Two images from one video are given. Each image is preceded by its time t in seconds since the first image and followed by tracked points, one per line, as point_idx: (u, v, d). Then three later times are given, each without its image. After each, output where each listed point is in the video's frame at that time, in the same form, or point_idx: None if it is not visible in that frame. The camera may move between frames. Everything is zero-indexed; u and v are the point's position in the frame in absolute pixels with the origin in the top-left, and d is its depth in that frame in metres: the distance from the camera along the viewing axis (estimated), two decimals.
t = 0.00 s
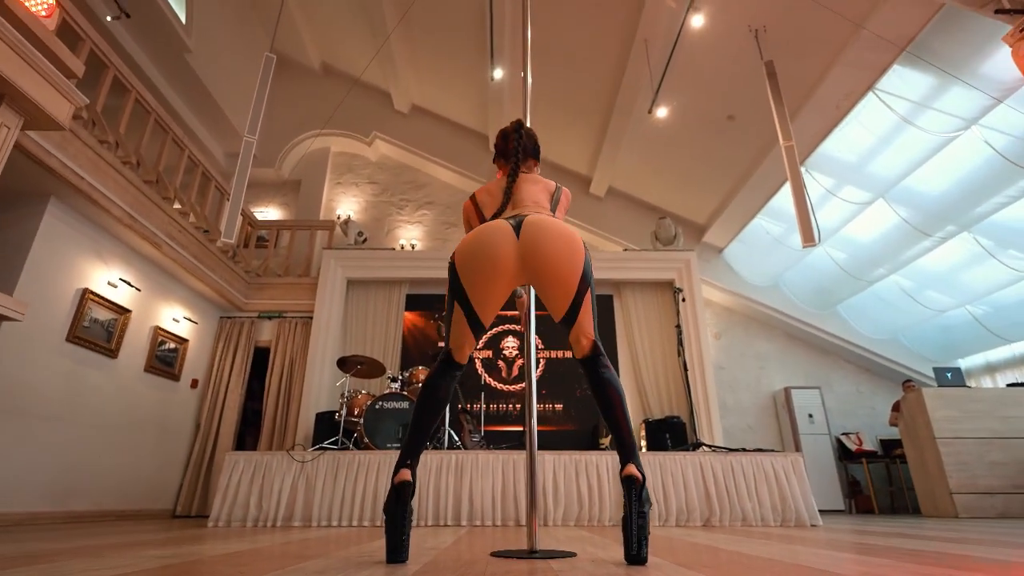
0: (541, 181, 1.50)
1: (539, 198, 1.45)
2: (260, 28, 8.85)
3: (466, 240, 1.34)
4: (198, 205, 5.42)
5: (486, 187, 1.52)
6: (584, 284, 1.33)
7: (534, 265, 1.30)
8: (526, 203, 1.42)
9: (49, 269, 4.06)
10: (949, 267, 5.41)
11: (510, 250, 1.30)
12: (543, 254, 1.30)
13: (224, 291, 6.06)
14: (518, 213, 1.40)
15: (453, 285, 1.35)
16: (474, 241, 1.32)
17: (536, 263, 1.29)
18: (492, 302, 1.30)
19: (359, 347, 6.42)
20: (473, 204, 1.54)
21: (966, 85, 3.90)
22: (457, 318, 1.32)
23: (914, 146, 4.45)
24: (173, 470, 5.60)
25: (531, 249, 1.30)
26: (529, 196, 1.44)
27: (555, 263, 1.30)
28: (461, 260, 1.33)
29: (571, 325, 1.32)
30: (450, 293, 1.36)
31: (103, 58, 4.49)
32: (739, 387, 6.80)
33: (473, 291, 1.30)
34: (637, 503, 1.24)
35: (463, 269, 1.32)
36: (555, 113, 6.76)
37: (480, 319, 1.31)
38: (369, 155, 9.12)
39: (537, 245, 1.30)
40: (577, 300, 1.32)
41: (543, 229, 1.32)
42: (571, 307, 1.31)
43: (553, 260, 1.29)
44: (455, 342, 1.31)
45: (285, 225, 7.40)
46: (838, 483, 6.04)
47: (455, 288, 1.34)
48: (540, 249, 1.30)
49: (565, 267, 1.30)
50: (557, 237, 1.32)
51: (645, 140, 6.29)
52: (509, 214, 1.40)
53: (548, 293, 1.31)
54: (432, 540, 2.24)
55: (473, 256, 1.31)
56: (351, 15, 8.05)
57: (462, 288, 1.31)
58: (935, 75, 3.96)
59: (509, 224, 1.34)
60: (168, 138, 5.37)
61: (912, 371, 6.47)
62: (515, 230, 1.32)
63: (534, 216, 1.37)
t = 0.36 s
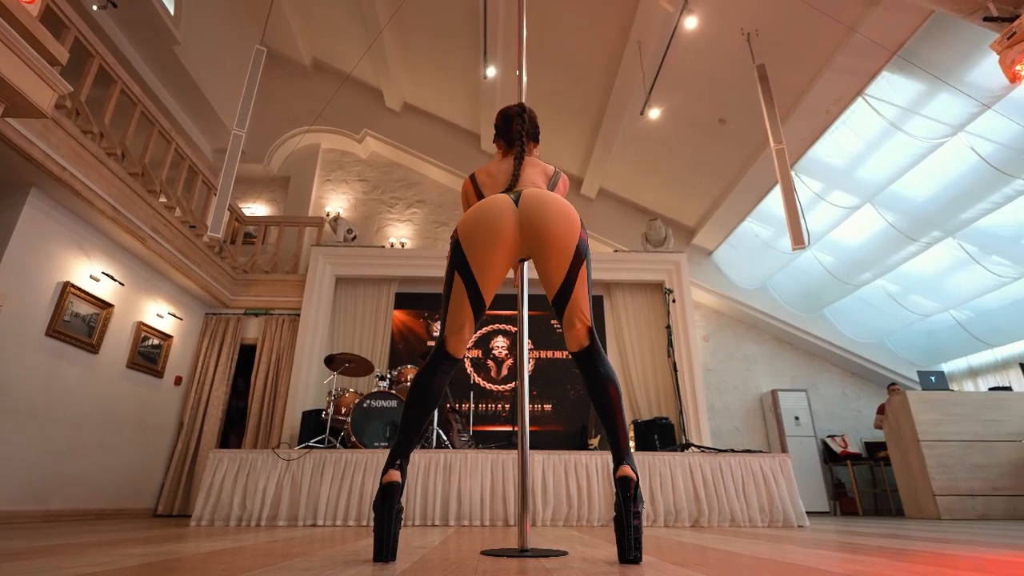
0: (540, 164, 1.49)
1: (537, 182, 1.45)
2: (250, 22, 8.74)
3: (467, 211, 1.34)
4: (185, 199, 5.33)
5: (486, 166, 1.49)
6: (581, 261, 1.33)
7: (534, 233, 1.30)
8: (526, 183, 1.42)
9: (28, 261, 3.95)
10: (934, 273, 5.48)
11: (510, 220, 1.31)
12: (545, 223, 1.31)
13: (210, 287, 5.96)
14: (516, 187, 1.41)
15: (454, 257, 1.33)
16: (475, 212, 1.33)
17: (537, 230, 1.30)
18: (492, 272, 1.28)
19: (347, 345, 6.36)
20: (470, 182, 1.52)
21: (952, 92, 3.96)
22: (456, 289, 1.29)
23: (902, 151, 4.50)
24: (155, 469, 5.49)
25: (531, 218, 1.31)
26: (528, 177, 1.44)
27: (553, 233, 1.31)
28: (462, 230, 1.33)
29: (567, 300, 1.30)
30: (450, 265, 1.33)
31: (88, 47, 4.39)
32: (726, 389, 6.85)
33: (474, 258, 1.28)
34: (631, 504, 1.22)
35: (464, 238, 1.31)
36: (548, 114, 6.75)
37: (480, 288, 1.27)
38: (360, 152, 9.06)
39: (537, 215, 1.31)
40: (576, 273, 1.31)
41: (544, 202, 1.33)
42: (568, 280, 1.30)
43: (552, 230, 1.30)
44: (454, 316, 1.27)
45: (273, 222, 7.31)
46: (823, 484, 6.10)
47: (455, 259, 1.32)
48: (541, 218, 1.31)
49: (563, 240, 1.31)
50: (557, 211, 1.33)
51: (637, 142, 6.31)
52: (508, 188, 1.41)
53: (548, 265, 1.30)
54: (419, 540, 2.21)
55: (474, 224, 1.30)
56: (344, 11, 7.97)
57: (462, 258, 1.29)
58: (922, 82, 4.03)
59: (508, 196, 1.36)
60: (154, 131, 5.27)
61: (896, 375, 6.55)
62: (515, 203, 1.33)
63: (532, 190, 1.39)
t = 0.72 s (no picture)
0: (540, 140, 1.47)
1: (536, 159, 1.44)
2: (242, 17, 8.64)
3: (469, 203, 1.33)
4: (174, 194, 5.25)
5: (486, 138, 1.47)
6: (577, 256, 1.31)
7: (532, 228, 1.29)
8: (524, 164, 1.41)
9: (13, 257, 3.87)
10: (925, 274, 5.52)
11: (508, 214, 1.29)
12: (542, 218, 1.29)
13: (199, 284, 5.88)
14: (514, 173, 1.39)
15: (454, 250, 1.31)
16: (474, 205, 1.31)
17: (534, 225, 1.29)
18: (490, 265, 1.27)
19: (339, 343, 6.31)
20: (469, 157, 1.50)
21: (944, 94, 3.99)
22: (456, 280, 1.25)
23: (894, 152, 4.53)
24: (142, 468, 5.40)
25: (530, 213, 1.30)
26: (527, 156, 1.42)
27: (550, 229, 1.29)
28: (463, 221, 1.31)
29: (563, 292, 1.26)
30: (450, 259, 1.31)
31: (75, 38, 4.30)
32: (718, 389, 6.87)
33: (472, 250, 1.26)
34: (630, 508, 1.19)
35: (465, 229, 1.29)
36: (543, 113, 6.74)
37: (480, 281, 1.25)
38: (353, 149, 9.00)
39: (536, 209, 1.29)
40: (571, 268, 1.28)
41: (544, 195, 1.32)
42: (566, 272, 1.26)
43: (551, 225, 1.29)
44: (452, 306, 1.23)
45: (264, 218, 7.22)
46: (814, 484, 6.14)
47: (455, 250, 1.29)
48: (540, 212, 1.29)
49: (562, 234, 1.29)
50: (556, 206, 1.32)
51: (631, 142, 6.31)
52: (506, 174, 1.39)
53: (545, 258, 1.28)
54: (412, 540, 2.18)
55: (473, 216, 1.29)
56: (336, 6, 7.90)
57: (462, 250, 1.27)
58: (915, 84, 4.06)
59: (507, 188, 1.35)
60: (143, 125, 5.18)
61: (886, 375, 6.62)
62: (514, 198, 1.32)
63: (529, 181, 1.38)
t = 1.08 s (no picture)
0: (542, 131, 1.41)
1: (537, 152, 1.39)
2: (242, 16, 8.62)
3: (480, 209, 1.29)
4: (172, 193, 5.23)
5: (489, 119, 1.38)
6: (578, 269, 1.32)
7: (535, 247, 1.28)
8: (529, 159, 1.35)
9: (11, 256, 3.84)
10: (926, 274, 5.51)
11: (519, 225, 1.27)
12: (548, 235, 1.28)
13: (198, 284, 5.85)
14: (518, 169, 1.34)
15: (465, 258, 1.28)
16: (483, 213, 1.28)
17: (541, 241, 1.28)
18: (503, 275, 1.25)
19: (338, 343, 6.28)
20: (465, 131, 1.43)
21: (947, 93, 3.97)
22: (471, 288, 1.23)
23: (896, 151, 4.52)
24: (141, 469, 5.38)
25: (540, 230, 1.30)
26: (530, 149, 1.36)
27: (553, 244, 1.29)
28: (476, 227, 1.27)
29: (569, 303, 1.26)
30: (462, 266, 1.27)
31: (73, 36, 4.27)
32: (719, 389, 6.87)
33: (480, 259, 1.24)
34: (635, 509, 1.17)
35: (479, 237, 1.26)
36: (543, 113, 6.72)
37: (490, 294, 1.23)
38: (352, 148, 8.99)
39: (545, 229, 1.28)
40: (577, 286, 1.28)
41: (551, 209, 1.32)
42: (568, 289, 1.25)
43: (558, 245, 1.28)
44: (464, 314, 1.21)
45: (263, 218, 7.20)
46: (815, 484, 6.13)
47: (468, 258, 1.26)
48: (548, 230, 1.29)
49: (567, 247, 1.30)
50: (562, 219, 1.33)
51: (632, 141, 6.30)
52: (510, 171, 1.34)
53: (549, 276, 1.28)
54: (413, 541, 2.16)
55: (488, 224, 1.26)
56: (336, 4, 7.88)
57: (473, 261, 1.24)
58: (917, 83, 4.04)
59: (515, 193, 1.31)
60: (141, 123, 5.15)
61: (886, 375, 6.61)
62: (523, 209, 1.29)
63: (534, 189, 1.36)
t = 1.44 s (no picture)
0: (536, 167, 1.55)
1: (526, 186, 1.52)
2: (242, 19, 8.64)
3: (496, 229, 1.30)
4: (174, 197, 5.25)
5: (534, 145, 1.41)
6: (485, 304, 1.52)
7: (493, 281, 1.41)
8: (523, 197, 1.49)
9: (14, 260, 3.86)
10: (927, 273, 5.50)
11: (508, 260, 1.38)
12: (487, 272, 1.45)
13: (200, 286, 5.87)
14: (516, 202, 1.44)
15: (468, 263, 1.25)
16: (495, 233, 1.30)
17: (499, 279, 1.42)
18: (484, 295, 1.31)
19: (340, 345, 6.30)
20: (526, 118, 1.37)
21: (947, 93, 3.98)
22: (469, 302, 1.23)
23: (896, 151, 4.52)
24: (144, 472, 5.39)
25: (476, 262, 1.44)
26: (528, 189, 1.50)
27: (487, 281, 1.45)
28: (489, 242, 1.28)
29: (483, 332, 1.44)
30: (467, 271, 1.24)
31: (75, 41, 4.29)
32: (720, 389, 6.87)
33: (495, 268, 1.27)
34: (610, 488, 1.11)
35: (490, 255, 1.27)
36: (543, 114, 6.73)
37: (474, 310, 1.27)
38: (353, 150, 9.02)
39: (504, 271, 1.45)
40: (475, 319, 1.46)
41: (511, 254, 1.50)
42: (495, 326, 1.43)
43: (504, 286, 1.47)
44: (459, 323, 1.23)
45: (265, 221, 7.22)
46: (817, 484, 6.12)
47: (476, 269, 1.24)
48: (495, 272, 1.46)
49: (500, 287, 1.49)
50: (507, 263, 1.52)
51: (632, 142, 6.30)
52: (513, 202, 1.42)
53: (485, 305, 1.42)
54: (414, 543, 2.17)
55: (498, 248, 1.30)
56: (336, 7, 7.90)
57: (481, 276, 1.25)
58: (918, 83, 4.04)
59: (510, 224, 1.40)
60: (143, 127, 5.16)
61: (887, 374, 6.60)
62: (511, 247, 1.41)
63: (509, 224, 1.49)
